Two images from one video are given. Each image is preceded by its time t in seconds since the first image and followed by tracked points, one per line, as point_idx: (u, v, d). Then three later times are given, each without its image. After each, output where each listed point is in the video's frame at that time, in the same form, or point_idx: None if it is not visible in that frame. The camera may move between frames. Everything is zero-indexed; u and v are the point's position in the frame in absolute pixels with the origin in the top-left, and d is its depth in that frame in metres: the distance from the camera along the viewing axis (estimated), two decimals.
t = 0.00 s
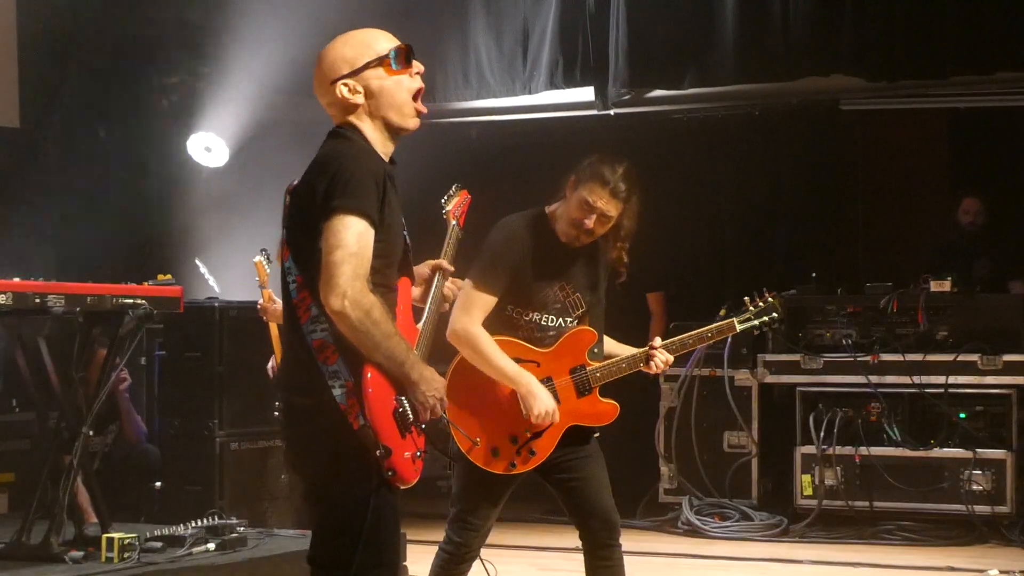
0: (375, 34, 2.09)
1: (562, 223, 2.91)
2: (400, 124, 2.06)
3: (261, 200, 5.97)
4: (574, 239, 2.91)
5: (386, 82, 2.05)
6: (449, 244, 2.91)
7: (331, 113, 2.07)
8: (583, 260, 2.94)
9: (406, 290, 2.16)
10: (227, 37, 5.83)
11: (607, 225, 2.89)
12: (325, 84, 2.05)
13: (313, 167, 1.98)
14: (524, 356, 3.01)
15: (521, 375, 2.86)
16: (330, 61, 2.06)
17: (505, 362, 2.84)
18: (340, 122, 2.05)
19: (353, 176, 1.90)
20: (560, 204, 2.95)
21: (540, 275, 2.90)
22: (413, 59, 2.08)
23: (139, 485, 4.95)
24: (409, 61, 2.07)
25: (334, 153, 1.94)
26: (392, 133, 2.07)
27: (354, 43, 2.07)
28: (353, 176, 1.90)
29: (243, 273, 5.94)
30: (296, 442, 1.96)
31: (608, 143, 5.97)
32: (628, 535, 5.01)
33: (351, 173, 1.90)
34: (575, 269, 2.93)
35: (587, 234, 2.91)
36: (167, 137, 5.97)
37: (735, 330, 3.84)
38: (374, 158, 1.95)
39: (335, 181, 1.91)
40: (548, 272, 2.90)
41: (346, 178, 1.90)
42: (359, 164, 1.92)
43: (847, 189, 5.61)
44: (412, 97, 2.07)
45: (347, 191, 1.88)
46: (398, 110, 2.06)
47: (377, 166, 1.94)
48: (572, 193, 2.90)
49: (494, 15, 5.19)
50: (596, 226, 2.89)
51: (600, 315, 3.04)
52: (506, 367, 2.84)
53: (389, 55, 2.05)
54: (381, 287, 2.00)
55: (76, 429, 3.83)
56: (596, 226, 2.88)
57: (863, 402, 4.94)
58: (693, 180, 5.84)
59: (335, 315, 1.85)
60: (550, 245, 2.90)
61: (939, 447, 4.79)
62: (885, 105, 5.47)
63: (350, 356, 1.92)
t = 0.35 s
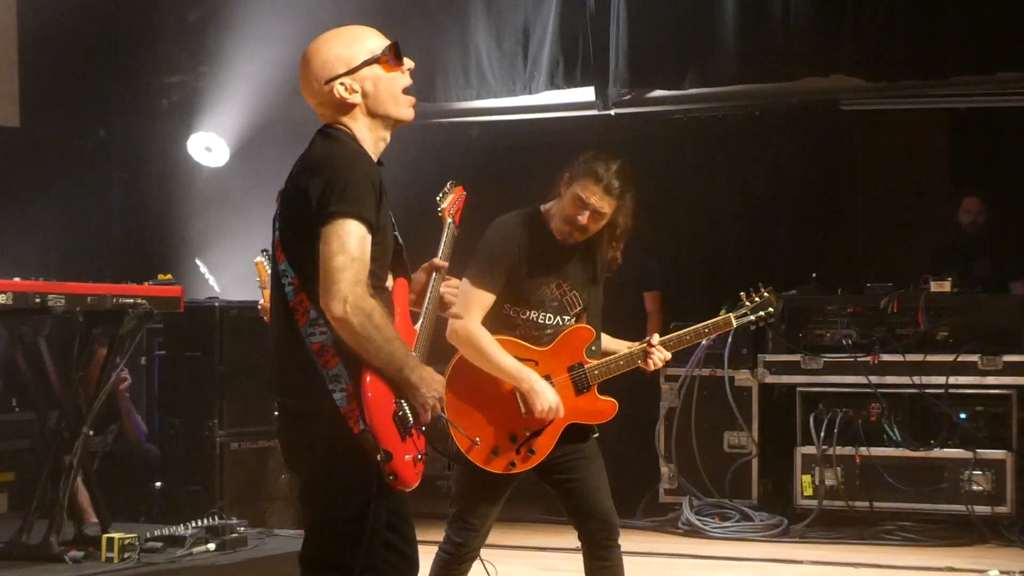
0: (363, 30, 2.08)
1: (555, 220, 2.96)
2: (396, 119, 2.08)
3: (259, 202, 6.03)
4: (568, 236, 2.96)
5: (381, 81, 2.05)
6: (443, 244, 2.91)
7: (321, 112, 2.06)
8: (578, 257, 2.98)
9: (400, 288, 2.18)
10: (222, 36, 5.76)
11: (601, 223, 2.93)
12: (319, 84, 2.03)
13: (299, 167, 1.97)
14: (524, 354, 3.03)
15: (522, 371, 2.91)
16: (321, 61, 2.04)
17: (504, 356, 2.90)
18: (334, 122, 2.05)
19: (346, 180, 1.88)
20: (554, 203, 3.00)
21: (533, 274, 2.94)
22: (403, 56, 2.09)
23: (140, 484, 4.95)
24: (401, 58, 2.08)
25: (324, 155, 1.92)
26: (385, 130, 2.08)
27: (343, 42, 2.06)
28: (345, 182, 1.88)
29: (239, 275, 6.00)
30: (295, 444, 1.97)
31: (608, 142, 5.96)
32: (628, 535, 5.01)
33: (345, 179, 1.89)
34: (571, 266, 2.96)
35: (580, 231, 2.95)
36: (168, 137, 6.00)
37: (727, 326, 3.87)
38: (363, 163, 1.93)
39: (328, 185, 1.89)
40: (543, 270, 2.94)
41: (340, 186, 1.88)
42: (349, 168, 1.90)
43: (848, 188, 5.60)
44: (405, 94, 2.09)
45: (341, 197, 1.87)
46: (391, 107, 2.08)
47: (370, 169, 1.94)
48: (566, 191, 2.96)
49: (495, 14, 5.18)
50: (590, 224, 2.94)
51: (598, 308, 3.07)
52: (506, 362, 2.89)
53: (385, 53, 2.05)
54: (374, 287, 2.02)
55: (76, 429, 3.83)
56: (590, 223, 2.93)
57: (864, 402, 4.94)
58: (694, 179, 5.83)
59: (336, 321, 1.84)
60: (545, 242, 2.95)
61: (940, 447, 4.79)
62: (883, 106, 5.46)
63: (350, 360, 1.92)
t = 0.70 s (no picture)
0: (365, 31, 2.10)
1: (553, 220, 2.99)
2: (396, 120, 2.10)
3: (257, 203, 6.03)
4: (566, 235, 2.99)
5: (382, 82, 2.07)
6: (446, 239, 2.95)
7: (322, 112, 2.07)
8: (576, 255, 3.01)
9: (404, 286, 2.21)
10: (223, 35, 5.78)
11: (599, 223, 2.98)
12: (322, 84, 2.04)
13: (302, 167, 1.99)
14: (522, 353, 3.04)
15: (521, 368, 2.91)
16: (323, 61, 2.05)
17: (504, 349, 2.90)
18: (334, 122, 2.06)
19: (351, 182, 1.91)
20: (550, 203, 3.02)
21: (530, 270, 2.95)
22: (405, 57, 2.11)
23: (139, 484, 4.96)
24: (402, 60, 2.09)
25: (328, 156, 1.95)
26: (383, 131, 2.10)
27: (345, 42, 2.07)
28: (349, 183, 1.90)
29: (241, 275, 6.00)
30: (292, 441, 2.00)
31: (607, 141, 5.96)
32: (627, 534, 5.01)
33: (350, 179, 1.91)
34: (566, 264, 2.99)
35: (578, 231, 2.99)
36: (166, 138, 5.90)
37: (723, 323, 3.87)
38: (366, 166, 1.94)
39: (332, 187, 1.91)
40: (540, 268, 2.96)
41: (344, 187, 1.90)
42: (355, 168, 1.92)
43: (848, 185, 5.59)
44: (405, 94, 2.10)
45: (346, 197, 1.89)
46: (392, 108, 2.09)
47: (373, 171, 1.95)
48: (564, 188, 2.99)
49: (493, 14, 5.18)
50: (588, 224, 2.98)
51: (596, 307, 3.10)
52: (506, 362, 2.89)
53: (387, 54, 2.07)
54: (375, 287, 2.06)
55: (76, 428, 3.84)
56: (588, 223, 2.97)
57: (863, 401, 4.96)
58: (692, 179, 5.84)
59: (339, 322, 1.87)
60: (543, 239, 2.97)
61: (939, 446, 4.81)
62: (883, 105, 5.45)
63: (351, 360, 1.95)
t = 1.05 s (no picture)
0: (400, 33, 2.05)
1: (571, 218, 2.85)
2: (424, 124, 2.04)
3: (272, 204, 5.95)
4: (583, 234, 2.85)
5: (414, 86, 2.02)
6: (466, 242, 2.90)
7: (352, 110, 2.02)
8: (594, 258, 2.88)
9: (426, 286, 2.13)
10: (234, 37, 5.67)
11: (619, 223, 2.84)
12: (355, 81, 2.01)
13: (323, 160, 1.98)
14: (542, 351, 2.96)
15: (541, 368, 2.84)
16: (360, 57, 2.02)
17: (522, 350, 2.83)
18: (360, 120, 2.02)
19: (376, 181, 1.88)
20: (567, 202, 2.88)
21: (550, 269, 2.85)
22: (440, 66, 2.06)
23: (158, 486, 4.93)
24: (438, 68, 2.05)
25: (349, 151, 1.92)
26: (409, 135, 2.05)
27: (382, 38, 2.04)
28: (374, 182, 1.88)
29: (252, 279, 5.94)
30: (313, 438, 1.93)
31: (625, 141, 5.92)
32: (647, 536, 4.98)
33: (372, 179, 1.88)
34: (588, 266, 2.88)
35: (600, 231, 2.83)
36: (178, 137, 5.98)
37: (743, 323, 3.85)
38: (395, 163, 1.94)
39: (355, 187, 1.88)
40: (559, 266, 2.85)
41: (366, 187, 1.87)
42: (376, 167, 1.89)
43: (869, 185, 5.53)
44: (437, 102, 2.05)
45: (367, 196, 1.86)
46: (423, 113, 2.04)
47: (397, 167, 1.92)
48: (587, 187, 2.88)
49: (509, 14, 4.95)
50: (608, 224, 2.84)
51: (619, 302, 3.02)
52: (523, 360, 2.82)
53: (421, 59, 2.03)
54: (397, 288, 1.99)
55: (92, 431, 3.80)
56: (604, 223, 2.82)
57: (885, 402, 4.91)
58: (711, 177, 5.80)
59: (360, 320, 1.83)
60: (560, 238, 2.85)
61: (960, 447, 4.74)
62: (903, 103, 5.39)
63: (372, 358, 1.88)
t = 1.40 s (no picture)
0: None
1: (574, 195, 2.56)
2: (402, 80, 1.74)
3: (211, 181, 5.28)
4: (587, 213, 2.55)
5: (381, 29, 1.69)
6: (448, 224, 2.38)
7: (308, 67, 1.69)
8: (598, 243, 2.55)
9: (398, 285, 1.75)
10: None
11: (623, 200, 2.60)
12: (308, 33, 1.67)
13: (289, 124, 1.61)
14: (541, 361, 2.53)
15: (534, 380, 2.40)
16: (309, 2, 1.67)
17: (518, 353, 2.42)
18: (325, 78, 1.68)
19: (349, 147, 1.52)
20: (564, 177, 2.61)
21: (548, 252, 2.49)
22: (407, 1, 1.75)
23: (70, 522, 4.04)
24: (404, 3, 1.73)
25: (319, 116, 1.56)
26: (384, 91, 1.73)
27: None
28: (345, 143, 1.52)
29: (187, 267, 5.30)
30: (262, 463, 1.58)
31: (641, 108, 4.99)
32: None
33: (347, 149, 1.52)
34: (594, 253, 2.53)
35: (606, 210, 2.58)
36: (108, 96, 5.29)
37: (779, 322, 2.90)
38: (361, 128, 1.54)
39: (324, 149, 1.52)
40: (558, 250, 2.50)
41: (332, 151, 1.52)
42: (347, 125, 1.54)
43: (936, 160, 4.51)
44: (411, 47, 1.73)
45: (340, 161, 1.51)
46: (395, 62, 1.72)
47: (376, 130, 1.58)
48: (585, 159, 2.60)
49: None
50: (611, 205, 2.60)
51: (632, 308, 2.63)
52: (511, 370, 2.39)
53: None
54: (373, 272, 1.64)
55: None
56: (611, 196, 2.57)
57: (957, 419, 4.00)
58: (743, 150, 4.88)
59: (331, 316, 1.49)
60: (561, 218, 2.52)
61: None
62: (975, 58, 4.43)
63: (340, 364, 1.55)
